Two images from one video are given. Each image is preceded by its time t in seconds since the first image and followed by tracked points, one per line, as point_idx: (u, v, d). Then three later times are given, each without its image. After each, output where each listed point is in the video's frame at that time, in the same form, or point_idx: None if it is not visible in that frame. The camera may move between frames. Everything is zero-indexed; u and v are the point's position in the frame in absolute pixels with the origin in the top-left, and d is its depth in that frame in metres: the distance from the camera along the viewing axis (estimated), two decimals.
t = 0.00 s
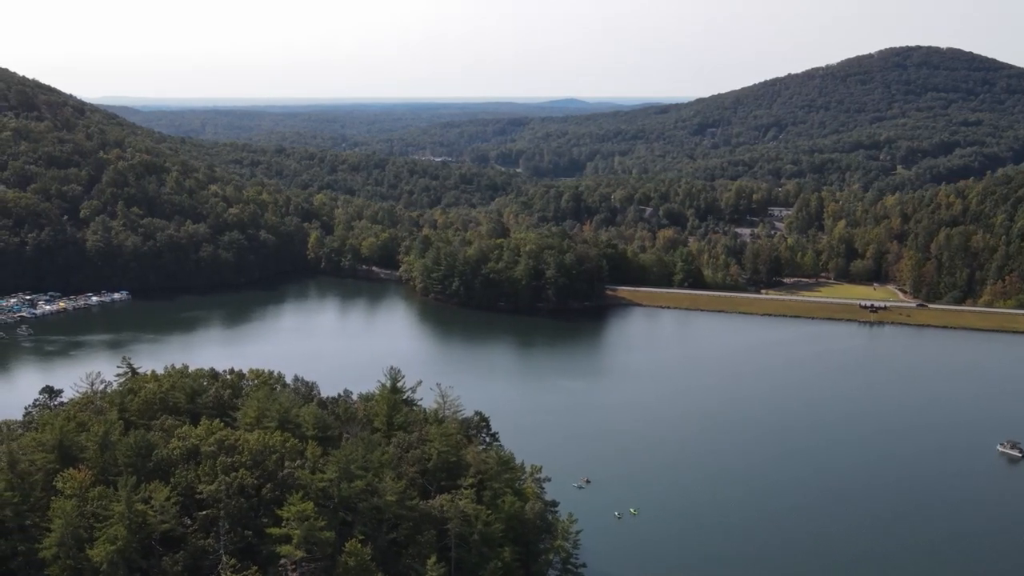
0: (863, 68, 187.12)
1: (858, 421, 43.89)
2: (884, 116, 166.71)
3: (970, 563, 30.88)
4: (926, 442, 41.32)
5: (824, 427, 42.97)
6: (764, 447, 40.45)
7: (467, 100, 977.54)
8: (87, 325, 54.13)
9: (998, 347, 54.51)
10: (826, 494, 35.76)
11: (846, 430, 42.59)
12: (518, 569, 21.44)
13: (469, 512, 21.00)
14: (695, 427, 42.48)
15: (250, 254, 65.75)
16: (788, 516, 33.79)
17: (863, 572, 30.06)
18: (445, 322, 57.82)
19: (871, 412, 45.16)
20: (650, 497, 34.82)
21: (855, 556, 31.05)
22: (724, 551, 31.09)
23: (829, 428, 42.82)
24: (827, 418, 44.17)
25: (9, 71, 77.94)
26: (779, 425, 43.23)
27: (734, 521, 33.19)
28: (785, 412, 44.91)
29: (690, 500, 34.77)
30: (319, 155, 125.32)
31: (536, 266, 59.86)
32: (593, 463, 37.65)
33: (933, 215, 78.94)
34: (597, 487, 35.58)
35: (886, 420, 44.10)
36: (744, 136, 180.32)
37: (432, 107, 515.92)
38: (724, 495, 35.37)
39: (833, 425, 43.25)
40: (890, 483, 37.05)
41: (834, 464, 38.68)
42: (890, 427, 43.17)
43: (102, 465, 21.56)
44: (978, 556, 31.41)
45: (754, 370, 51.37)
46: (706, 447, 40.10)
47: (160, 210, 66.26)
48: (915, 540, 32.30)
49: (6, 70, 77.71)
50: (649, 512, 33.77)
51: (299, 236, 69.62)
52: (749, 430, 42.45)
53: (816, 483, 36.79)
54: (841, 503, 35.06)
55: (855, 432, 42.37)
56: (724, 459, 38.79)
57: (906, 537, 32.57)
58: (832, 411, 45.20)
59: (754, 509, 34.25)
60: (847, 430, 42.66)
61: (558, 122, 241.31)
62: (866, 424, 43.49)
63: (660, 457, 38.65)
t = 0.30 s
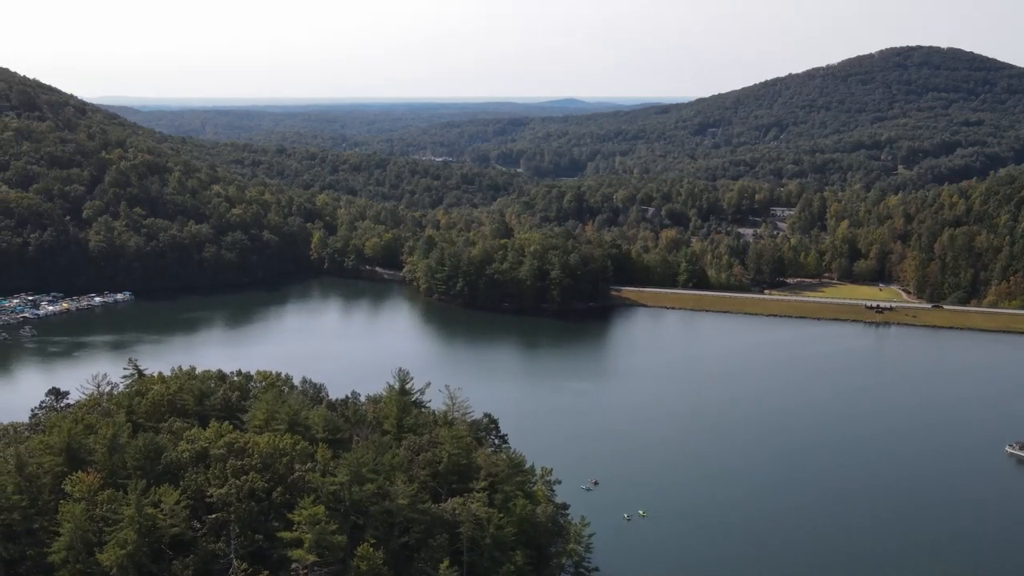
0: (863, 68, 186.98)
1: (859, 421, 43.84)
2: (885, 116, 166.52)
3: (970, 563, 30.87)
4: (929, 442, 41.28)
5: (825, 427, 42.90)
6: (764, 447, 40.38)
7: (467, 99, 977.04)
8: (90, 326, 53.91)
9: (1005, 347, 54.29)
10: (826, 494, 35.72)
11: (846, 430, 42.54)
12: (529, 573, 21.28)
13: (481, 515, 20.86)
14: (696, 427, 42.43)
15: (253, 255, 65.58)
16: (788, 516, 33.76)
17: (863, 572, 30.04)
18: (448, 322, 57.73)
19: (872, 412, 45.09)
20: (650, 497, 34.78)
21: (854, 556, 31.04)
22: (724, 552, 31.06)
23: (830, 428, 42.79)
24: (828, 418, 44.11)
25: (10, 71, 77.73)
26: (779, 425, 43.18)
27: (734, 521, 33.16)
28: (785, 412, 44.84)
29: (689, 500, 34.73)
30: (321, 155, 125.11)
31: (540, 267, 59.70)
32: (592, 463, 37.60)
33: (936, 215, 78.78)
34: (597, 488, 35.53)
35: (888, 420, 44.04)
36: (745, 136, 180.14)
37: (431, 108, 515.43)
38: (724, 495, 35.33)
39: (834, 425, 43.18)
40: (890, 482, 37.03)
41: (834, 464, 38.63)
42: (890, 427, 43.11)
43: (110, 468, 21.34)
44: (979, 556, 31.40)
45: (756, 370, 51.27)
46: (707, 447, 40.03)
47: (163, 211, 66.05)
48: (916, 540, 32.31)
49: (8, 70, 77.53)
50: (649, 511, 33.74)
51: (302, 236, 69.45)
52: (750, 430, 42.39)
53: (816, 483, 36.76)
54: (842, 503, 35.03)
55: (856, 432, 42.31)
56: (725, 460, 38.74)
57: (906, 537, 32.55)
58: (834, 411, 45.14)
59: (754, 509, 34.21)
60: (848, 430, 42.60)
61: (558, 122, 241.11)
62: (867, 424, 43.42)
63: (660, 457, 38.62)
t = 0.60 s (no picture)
0: (864, 68, 186.81)
1: (861, 421, 43.78)
2: (886, 116, 166.30)
3: (969, 562, 31.00)
4: (931, 442, 41.25)
5: (826, 427, 42.85)
6: (765, 446, 40.33)
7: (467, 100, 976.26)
8: (92, 326, 53.68)
9: (1011, 348, 54.11)
10: (826, 494, 35.75)
11: (847, 430, 42.48)
12: None
13: (493, 519, 20.70)
14: (697, 427, 42.38)
15: (256, 255, 65.37)
16: (787, 516, 33.83)
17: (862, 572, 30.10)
18: (451, 323, 57.62)
19: (873, 412, 45.03)
20: (650, 497, 34.82)
21: (852, 557, 31.15)
22: (723, 552, 31.14)
23: (830, 427, 42.81)
24: (830, 418, 44.03)
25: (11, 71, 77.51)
26: (781, 424, 43.10)
27: (734, 521, 33.21)
28: (787, 412, 44.77)
29: (689, 500, 34.77)
30: (322, 155, 124.90)
31: (545, 268, 59.54)
32: (593, 463, 37.55)
33: (940, 216, 78.60)
34: (599, 490, 35.53)
35: (889, 419, 44.00)
36: (746, 135, 179.98)
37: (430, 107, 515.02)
38: (724, 495, 35.34)
39: (835, 425, 43.11)
40: (890, 482, 37.06)
41: (835, 464, 38.61)
42: (890, 426, 43.08)
43: (119, 471, 21.14)
44: (978, 556, 31.50)
45: (759, 370, 51.12)
46: (708, 447, 39.94)
47: (166, 211, 65.85)
48: (914, 540, 32.42)
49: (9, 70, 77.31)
50: (651, 511, 33.77)
51: (305, 236, 69.26)
52: (750, 429, 42.32)
53: (816, 482, 36.76)
54: (842, 502, 35.08)
55: (857, 432, 42.27)
56: (725, 459, 38.70)
57: (906, 537, 32.64)
58: (835, 411, 45.06)
59: (754, 509, 34.23)
60: (850, 430, 42.54)
61: (559, 122, 240.94)
62: (868, 423, 43.36)
63: (661, 457, 38.59)
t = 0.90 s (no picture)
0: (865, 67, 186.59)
1: (863, 421, 43.67)
2: (887, 116, 166.08)
3: (969, 563, 31.01)
4: (934, 441, 41.18)
5: (828, 427, 42.73)
6: (766, 446, 40.23)
7: (467, 100, 976.10)
8: (95, 327, 53.46)
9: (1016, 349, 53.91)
10: (827, 493, 35.68)
11: (848, 430, 42.38)
12: None
13: (505, 523, 20.45)
14: (698, 427, 42.27)
15: (259, 256, 65.16)
16: (788, 516, 33.78)
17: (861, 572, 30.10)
18: (454, 323, 57.48)
19: (875, 411, 44.91)
20: (652, 496, 34.76)
21: (853, 557, 31.12)
22: (724, 552, 31.09)
23: (831, 427, 42.72)
24: (832, 418, 43.92)
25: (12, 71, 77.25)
26: (783, 424, 42.99)
27: (736, 521, 33.15)
28: (788, 412, 44.67)
29: (689, 499, 34.70)
30: (323, 155, 124.66)
31: (550, 268, 59.37)
32: (594, 463, 37.48)
33: (943, 216, 78.43)
34: (600, 490, 35.48)
35: (891, 419, 43.91)
36: (747, 136, 179.79)
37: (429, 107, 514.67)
38: (724, 494, 35.30)
39: (836, 425, 43.01)
40: (892, 481, 37.00)
41: (837, 463, 38.52)
42: (892, 426, 42.97)
43: (127, 475, 20.94)
44: (978, 556, 31.49)
45: (763, 371, 50.95)
46: (709, 447, 39.86)
47: (168, 211, 65.63)
48: (915, 540, 32.40)
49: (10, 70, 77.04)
50: (652, 511, 33.72)
51: (308, 237, 69.04)
52: (751, 429, 42.22)
53: (817, 482, 36.69)
54: (844, 502, 35.01)
55: (858, 432, 42.20)
56: (726, 459, 38.61)
57: (906, 537, 32.63)
58: (837, 411, 44.97)
59: (754, 508, 34.20)
60: (852, 429, 42.44)
61: (559, 122, 240.69)
62: (869, 423, 43.27)
63: (661, 456, 38.50)
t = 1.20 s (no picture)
0: (866, 67, 186.31)
1: (866, 421, 43.55)
2: (888, 116, 165.87)
3: (972, 563, 30.96)
4: (937, 442, 41.08)
5: (833, 427, 42.55)
6: (768, 446, 40.13)
7: (467, 101, 975.61)
8: (98, 328, 53.23)
9: None
10: (829, 493, 35.56)
11: (853, 430, 42.22)
12: None
13: (518, 528, 20.24)
14: (700, 427, 42.17)
15: (261, 256, 64.97)
16: (790, 515, 33.68)
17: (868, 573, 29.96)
18: (459, 324, 57.27)
19: (880, 412, 44.74)
20: (654, 495, 34.65)
21: (857, 557, 31.00)
22: (726, 551, 31.01)
23: (833, 426, 42.62)
24: (834, 418, 43.81)
25: (13, 71, 77.03)
26: (785, 424, 42.90)
27: (738, 521, 33.02)
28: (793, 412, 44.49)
29: (691, 499, 34.58)
30: (324, 155, 124.39)
31: (554, 269, 59.18)
32: (596, 463, 37.38)
33: (947, 216, 78.20)
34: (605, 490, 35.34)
35: (893, 419, 43.80)
36: (748, 135, 179.61)
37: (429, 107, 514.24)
38: (729, 494, 35.17)
39: (838, 425, 42.88)
40: (894, 481, 36.89)
41: (842, 464, 38.34)
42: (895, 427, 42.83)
43: (135, 479, 20.67)
44: (980, 556, 31.43)
45: (766, 371, 50.81)
46: (711, 447, 39.74)
47: (170, 211, 65.42)
48: (917, 540, 32.32)
49: (11, 70, 76.78)
50: (655, 510, 33.62)
51: (310, 237, 68.84)
52: (753, 429, 42.10)
53: (820, 481, 36.57)
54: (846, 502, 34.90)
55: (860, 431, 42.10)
56: (727, 459, 38.51)
57: (913, 538, 32.48)
58: (839, 411, 44.86)
59: (760, 509, 34.04)
60: (854, 429, 42.31)
61: (560, 122, 240.45)
62: (875, 424, 43.09)
63: (663, 456, 38.39)
